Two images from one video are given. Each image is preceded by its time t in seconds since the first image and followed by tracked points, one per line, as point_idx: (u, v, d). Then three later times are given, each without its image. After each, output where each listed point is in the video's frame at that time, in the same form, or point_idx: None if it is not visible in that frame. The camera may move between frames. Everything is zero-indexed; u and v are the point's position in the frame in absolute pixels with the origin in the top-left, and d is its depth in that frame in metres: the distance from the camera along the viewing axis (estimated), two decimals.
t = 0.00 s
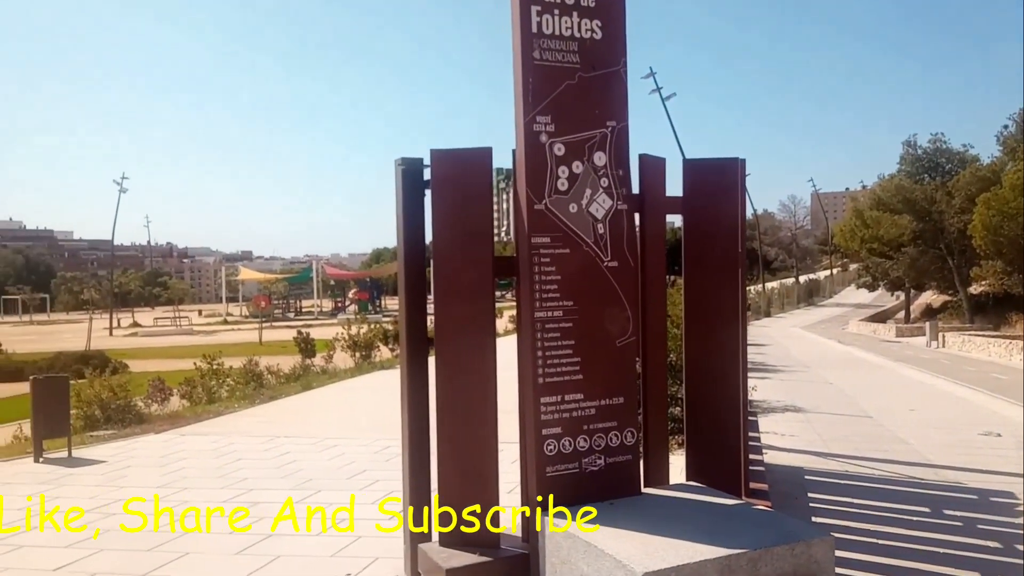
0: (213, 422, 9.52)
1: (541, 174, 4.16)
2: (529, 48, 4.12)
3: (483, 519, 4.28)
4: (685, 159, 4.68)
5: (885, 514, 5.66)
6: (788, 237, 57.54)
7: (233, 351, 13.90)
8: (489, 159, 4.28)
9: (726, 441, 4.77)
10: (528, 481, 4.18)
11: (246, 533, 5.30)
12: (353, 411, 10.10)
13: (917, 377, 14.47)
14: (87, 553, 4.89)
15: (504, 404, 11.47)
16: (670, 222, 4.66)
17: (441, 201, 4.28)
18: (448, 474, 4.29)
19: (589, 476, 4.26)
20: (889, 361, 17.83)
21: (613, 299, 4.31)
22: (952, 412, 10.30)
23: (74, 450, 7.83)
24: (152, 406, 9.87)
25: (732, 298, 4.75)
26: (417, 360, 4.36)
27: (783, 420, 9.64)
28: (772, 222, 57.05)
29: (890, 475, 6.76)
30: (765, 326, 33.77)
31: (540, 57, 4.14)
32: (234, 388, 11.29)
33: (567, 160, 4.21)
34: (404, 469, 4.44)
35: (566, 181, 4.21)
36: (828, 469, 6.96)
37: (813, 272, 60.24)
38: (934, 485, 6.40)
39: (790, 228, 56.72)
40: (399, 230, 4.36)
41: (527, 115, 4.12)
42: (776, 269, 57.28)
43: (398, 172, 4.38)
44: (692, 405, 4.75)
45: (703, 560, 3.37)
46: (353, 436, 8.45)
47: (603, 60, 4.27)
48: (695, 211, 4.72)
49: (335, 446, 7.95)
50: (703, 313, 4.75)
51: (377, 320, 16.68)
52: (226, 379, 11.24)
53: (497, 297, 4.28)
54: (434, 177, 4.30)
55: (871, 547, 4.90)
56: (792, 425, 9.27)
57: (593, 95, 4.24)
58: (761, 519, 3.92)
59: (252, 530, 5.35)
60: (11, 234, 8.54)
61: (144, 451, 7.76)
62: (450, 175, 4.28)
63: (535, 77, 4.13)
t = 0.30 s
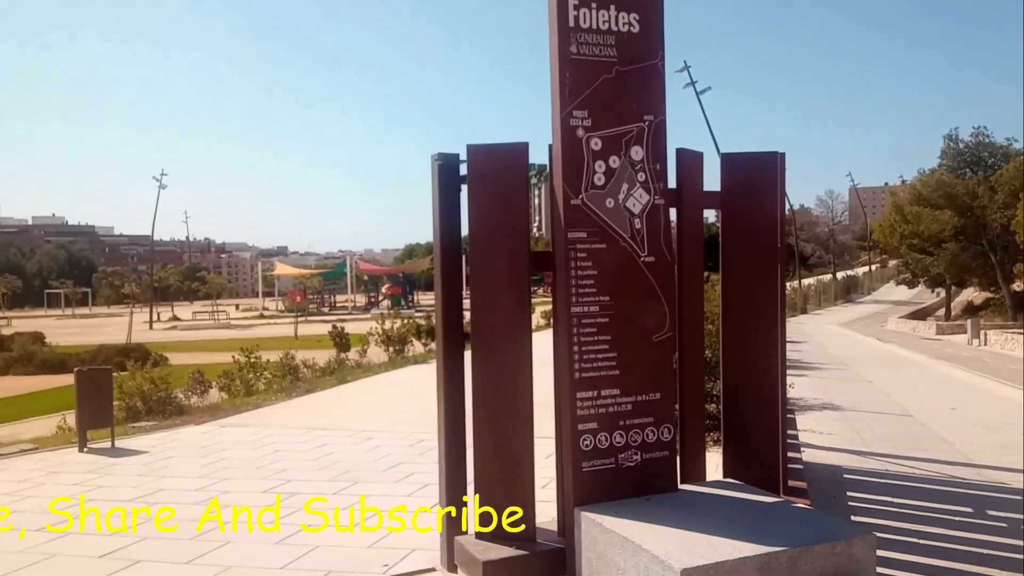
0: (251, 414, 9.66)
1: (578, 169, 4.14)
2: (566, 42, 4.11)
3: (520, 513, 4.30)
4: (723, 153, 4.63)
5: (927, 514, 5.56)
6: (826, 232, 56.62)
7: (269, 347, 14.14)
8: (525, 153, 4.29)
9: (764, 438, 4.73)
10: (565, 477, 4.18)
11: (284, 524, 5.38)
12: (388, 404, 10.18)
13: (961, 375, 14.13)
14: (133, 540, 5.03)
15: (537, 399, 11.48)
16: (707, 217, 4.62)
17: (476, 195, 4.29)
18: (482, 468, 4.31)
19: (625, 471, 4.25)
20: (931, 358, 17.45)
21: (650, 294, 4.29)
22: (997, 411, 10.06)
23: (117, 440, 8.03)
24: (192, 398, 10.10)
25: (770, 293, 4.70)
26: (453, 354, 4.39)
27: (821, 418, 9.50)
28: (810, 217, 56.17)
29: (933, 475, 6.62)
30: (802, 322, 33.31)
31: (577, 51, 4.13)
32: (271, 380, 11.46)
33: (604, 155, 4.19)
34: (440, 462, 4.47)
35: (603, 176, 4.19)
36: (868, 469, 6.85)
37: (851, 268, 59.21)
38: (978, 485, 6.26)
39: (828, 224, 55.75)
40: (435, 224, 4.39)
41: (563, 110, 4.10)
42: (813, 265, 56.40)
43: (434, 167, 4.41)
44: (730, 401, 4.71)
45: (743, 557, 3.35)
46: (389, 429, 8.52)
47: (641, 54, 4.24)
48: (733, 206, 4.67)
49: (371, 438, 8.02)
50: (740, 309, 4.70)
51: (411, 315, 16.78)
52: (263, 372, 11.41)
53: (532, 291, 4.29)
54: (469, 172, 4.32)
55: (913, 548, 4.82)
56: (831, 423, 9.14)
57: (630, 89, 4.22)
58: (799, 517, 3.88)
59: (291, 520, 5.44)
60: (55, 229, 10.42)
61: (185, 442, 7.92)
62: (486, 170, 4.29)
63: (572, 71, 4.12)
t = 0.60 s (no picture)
0: (292, 407, 9.82)
1: (619, 164, 4.12)
2: (608, 37, 4.09)
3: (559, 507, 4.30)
4: (767, 148, 4.58)
5: (975, 516, 5.43)
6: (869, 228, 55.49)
7: (308, 341, 14.37)
8: (566, 149, 4.28)
9: (807, 437, 4.66)
10: (605, 473, 4.17)
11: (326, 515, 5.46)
12: (427, 399, 10.26)
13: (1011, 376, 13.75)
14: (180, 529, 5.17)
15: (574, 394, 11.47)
16: (750, 213, 4.57)
17: (517, 191, 4.30)
18: (522, 463, 4.32)
19: (665, 469, 4.22)
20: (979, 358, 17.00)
21: (692, 290, 4.25)
22: None
23: (164, 431, 8.22)
24: (235, 390, 10.31)
25: (814, 289, 4.63)
26: (493, 349, 4.41)
27: (865, 418, 9.33)
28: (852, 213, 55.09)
29: (981, 476, 6.46)
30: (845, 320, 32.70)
31: (619, 46, 4.11)
32: (311, 373, 11.65)
33: (646, 150, 4.16)
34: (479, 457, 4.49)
35: (645, 171, 4.16)
36: (913, 469, 6.71)
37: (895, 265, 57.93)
38: None
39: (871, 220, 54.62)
40: (476, 220, 4.42)
41: (605, 105, 4.09)
42: (856, 262, 55.32)
43: (475, 163, 4.43)
44: (772, 399, 4.65)
45: (786, 556, 3.31)
46: (427, 423, 8.59)
47: (684, 48, 4.20)
48: (776, 201, 4.61)
49: (409, 432, 8.10)
50: (784, 306, 4.64)
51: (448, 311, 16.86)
52: (303, 365, 11.61)
53: (573, 287, 4.29)
54: (510, 168, 4.33)
55: (961, 552, 4.71)
56: (875, 423, 8.96)
57: (672, 84, 4.18)
58: (841, 517, 3.83)
59: (332, 511, 5.52)
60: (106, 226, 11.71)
61: (230, 433, 8.08)
62: (527, 165, 4.30)
63: (614, 66, 4.10)
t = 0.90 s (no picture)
0: (330, 401, 9.93)
1: (660, 161, 4.10)
2: (650, 34, 4.07)
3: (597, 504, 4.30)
4: (811, 145, 4.52)
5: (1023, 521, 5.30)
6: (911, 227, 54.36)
7: (345, 338, 14.52)
8: (606, 146, 4.27)
9: (850, 438, 4.59)
10: (644, 472, 4.16)
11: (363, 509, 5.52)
12: (463, 395, 10.31)
13: None
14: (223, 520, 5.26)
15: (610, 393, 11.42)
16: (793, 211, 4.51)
17: (556, 189, 4.29)
18: (561, 460, 4.32)
19: (705, 468, 4.19)
20: None
21: (733, 289, 4.21)
22: None
23: (207, 424, 8.37)
24: (274, 385, 10.46)
25: (859, 289, 4.56)
26: (531, 346, 4.42)
27: (907, 420, 9.16)
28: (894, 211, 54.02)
29: None
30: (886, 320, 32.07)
31: (661, 43, 4.08)
32: (348, 369, 11.78)
33: (688, 147, 4.13)
34: (517, 453, 4.51)
35: (686, 169, 4.13)
36: (959, 473, 6.57)
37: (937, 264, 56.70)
38: None
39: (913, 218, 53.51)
40: (515, 218, 4.43)
41: (646, 102, 4.07)
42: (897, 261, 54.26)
43: (515, 161, 4.44)
44: (814, 399, 4.59)
45: (829, 558, 3.27)
46: (463, 420, 8.64)
47: (728, 44, 4.16)
48: (820, 199, 4.55)
49: (446, 428, 8.14)
50: (827, 305, 4.58)
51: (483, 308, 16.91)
52: (341, 361, 11.80)
53: (612, 284, 4.27)
54: (550, 165, 4.33)
55: (1009, 558, 4.60)
56: (918, 425, 8.80)
57: (715, 81, 4.15)
58: (886, 519, 3.76)
59: (370, 506, 5.58)
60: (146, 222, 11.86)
61: (270, 426, 8.20)
62: (567, 163, 4.29)
63: (656, 62, 4.08)
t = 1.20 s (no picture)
0: (365, 398, 10.02)
1: (699, 159, 4.07)
2: (689, 31, 4.05)
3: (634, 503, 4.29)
4: (852, 142, 4.45)
5: None
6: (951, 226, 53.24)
7: (379, 336, 14.63)
8: (644, 145, 4.25)
9: (890, 441, 4.52)
10: (681, 472, 4.14)
11: (399, 505, 5.56)
12: (496, 393, 10.34)
13: None
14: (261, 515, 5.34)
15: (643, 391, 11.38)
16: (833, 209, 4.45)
17: (593, 187, 4.28)
18: (597, 459, 4.32)
19: (743, 469, 4.15)
20: None
21: (773, 288, 4.16)
22: None
23: (244, 419, 8.50)
24: (309, 381, 10.60)
25: (901, 288, 4.48)
26: (568, 344, 4.41)
27: (948, 422, 8.98)
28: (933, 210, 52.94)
29: None
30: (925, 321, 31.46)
31: (700, 40, 4.05)
32: (382, 367, 11.89)
33: (727, 145, 4.10)
34: (553, 451, 4.51)
35: (725, 167, 4.10)
36: (1003, 477, 6.43)
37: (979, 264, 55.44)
38: None
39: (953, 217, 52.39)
40: (551, 216, 4.42)
41: (685, 100, 4.05)
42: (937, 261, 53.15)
43: (551, 160, 4.43)
44: (855, 401, 4.53)
45: (869, 562, 3.22)
46: (497, 418, 8.66)
47: (768, 40, 4.12)
48: (861, 197, 4.49)
49: (479, 426, 8.18)
50: (869, 306, 4.51)
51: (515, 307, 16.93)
52: (375, 359, 11.96)
53: (649, 282, 4.26)
54: (587, 163, 4.32)
55: None
56: (960, 428, 8.62)
57: (755, 78, 4.10)
58: (929, 522, 3.70)
59: (403, 503, 5.61)
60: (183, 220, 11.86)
61: (307, 422, 8.30)
62: (604, 160, 4.28)
63: (694, 60, 4.06)
